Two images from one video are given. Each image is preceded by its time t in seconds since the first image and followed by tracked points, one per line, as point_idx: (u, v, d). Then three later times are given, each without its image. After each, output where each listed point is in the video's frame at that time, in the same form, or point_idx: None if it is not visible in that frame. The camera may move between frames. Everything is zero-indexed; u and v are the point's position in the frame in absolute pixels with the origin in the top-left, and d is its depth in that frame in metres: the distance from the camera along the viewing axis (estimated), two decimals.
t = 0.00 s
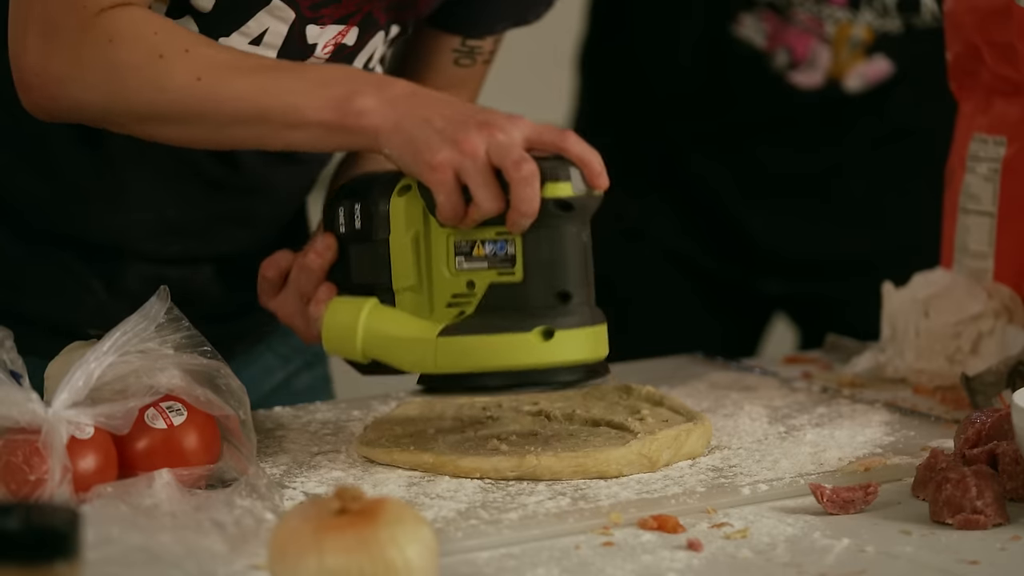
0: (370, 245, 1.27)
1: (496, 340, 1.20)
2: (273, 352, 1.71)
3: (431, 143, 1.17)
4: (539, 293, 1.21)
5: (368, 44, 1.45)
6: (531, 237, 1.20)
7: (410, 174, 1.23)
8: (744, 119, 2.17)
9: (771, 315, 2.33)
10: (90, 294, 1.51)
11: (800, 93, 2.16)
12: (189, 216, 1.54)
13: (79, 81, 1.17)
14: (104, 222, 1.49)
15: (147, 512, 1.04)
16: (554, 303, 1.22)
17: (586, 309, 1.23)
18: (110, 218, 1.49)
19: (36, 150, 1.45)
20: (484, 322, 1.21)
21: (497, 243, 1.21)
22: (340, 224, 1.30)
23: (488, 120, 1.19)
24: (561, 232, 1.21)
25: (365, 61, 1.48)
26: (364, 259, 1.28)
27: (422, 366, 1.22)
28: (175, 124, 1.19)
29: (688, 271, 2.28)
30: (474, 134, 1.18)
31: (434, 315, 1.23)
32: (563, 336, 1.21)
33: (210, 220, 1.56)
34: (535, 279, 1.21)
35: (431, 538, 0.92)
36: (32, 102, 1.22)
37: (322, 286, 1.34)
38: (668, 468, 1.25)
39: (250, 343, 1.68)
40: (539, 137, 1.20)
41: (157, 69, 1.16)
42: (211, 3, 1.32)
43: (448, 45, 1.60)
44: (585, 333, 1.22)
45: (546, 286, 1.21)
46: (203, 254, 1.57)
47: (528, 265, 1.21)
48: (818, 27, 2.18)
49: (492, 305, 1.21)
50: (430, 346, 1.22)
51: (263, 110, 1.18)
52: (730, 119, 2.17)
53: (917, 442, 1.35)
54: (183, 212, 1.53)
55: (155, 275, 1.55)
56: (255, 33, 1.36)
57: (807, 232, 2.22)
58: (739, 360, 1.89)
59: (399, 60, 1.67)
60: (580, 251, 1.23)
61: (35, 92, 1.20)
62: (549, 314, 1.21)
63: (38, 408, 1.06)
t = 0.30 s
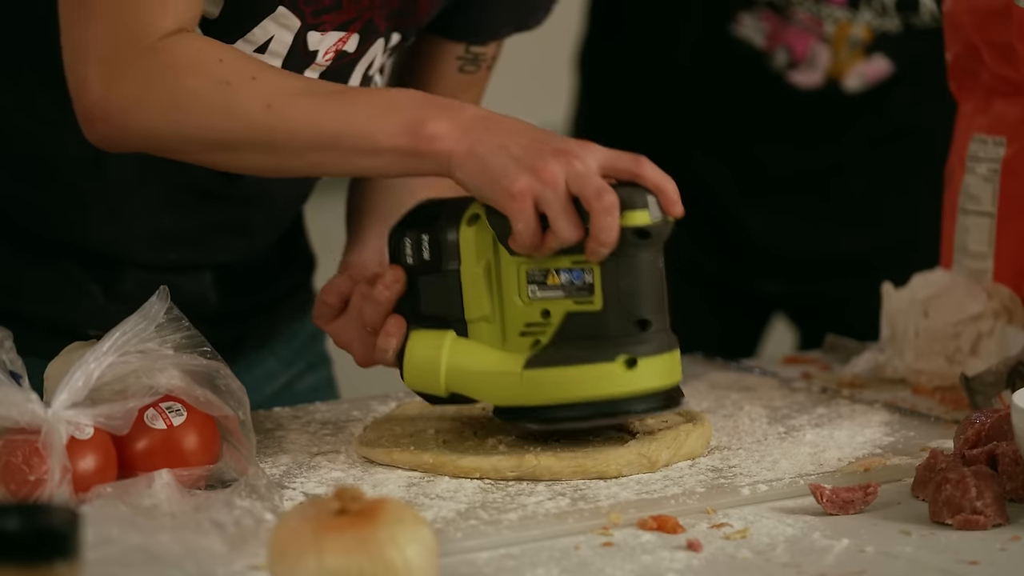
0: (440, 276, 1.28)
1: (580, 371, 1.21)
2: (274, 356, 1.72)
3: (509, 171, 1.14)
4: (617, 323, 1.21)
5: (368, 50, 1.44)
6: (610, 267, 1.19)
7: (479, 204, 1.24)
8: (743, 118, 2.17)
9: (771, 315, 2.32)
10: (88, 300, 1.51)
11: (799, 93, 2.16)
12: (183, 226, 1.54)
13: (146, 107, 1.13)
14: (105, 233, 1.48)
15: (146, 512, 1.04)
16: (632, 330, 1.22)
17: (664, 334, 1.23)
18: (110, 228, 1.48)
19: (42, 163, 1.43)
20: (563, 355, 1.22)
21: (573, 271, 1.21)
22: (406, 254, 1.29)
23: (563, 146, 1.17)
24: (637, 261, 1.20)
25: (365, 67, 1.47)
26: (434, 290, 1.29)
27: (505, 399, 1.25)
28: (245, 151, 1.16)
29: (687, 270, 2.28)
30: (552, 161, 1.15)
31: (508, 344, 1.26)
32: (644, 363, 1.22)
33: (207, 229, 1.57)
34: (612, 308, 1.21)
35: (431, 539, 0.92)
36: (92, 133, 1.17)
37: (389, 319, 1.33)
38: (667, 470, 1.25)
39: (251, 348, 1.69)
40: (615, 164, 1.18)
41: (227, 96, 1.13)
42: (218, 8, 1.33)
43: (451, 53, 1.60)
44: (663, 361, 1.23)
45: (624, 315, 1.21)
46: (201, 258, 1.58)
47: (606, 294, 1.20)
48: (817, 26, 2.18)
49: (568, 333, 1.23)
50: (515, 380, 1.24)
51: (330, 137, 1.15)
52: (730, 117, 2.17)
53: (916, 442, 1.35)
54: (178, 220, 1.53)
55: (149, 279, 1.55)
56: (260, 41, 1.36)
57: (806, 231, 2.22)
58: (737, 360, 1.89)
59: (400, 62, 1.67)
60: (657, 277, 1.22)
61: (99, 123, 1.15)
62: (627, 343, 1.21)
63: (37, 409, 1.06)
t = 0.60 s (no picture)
0: (460, 298, 1.26)
1: (600, 398, 1.22)
2: (283, 356, 1.74)
3: (534, 201, 1.15)
4: (638, 349, 1.21)
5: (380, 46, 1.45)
6: (632, 295, 1.20)
7: (500, 227, 1.24)
8: (742, 119, 2.18)
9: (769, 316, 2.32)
10: (109, 305, 1.51)
11: (800, 94, 2.16)
12: (200, 230, 1.55)
13: (171, 104, 1.13)
14: (122, 237, 1.48)
15: (146, 514, 1.04)
16: (653, 357, 1.22)
17: (683, 361, 1.24)
18: (128, 232, 1.48)
19: (58, 161, 1.43)
20: (583, 379, 1.22)
21: (595, 297, 1.21)
22: (426, 275, 1.28)
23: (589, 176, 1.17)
24: (658, 289, 1.20)
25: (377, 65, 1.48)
26: (453, 312, 1.27)
27: (525, 422, 1.25)
28: (267, 157, 1.16)
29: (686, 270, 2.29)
30: (578, 191, 1.15)
31: (526, 367, 1.26)
32: (663, 392, 1.23)
33: (224, 232, 1.57)
34: (634, 334, 1.21)
35: (431, 540, 0.93)
36: (116, 124, 1.17)
37: (408, 339, 1.31)
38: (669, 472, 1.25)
39: (261, 348, 1.71)
40: (639, 193, 1.18)
41: (256, 100, 1.13)
42: (240, 12, 1.31)
43: (457, 49, 1.60)
44: (681, 387, 1.24)
45: (644, 341, 1.21)
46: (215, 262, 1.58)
47: (628, 320, 1.21)
48: (816, 28, 2.17)
49: (587, 359, 1.23)
50: (535, 405, 1.24)
51: (353, 154, 1.15)
52: (730, 118, 2.18)
53: (916, 444, 1.35)
54: (197, 224, 1.54)
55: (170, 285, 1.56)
56: (283, 42, 1.35)
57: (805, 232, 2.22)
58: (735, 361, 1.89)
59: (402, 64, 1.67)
60: (677, 305, 1.22)
61: (124, 114, 1.15)
62: (648, 369, 1.22)
63: (37, 410, 1.06)
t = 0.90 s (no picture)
0: (468, 300, 1.26)
1: (607, 404, 1.22)
2: (291, 356, 1.74)
3: (542, 208, 1.16)
4: (644, 356, 1.21)
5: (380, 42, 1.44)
6: (639, 302, 1.20)
7: (508, 230, 1.23)
8: (742, 121, 2.18)
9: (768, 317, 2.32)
10: (114, 306, 1.51)
11: (799, 96, 2.17)
12: (208, 233, 1.55)
13: (181, 109, 1.12)
14: (133, 243, 1.49)
15: (146, 515, 1.04)
16: (659, 365, 1.22)
17: (688, 369, 1.24)
18: (138, 239, 1.49)
19: (68, 169, 1.43)
20: (590, 385, 1.22)
21: (602, 302, 1.21)
22: (434, 276, 1.27)
23: (598, 184, 1.18)
24: (666, 296, 1.20)
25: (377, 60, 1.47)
26: (460, 313, 1.27)
27: (531, 427, 1.25)
28: (269, 158, 1.16)
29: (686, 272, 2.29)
30: (585, 197, 1.16)
31: (532, 371, 1.26)
32: (669, 399, 1.23)
33: (232, 236, 1.57)
34: (641, 340, 1.21)
35: (430, 541, 0.93)
36: (125, 128, 1.15)
37: (415, 341, 1.31)
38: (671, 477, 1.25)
39: (270, 348, 1.71)
40: (648, 201, 1.19)
41: (268, 105, 1.13)
42: (245, 16, 1.32)
43: (458, 40, 1.60)
44: (687, 396, 1.24)
45: (651, 348, 1.21)
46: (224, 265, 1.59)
47: (635, 326, 1.21)
48: (816, 29, 2.17)
49: (594, 364, 1.23)
50: (542, 410, 1.24)
51: (362, 158, 1.15)
52: (730, 119, 2.18)
53: (916, 445, 1.35)
54: (208, 229, 1.54)
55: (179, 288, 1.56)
56: (288, 43, 1.35)
57: (804, 234, 2.22)
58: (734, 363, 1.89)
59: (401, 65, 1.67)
60: (684, 312, 1.22)
61: (134, 117, 1.13)
62: (654, 377, 1.22)
63: (37, 412, 1.06)
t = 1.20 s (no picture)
0: (469, 305, 1.26)
1: (612, 406, 1.22)
2: (288, 358, 1.75)
3: (546, 208, 1.16)
4: (649, 358, 1.22)
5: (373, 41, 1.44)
6: (643, 304, 1.20)
7: (510, 233, 1.24)
8: (741, 121, 2.18)
9: (768, 318, 2.32)
10: (112, 308, 1.51)
11: (798, 97, 2.17)
12: (202, 232, 1.54)
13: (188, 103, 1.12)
14: (125, 240, 1.48)
15: (145, 516, 1.04)
16: (664, 366, 1.23)
17: (692, 370, 1.25)
18: (131, 236, 1.48)
19: (60, 166, 1.43)
20: (595, 387, 1.23)
21: (606, 305, 1.21)
22: (434, 281, 1.28)
23: (601, 185, 1.17)
24: (670, 297, 1.20)
25: (369, 59, 1.47)
26: (462, 319, 1.27)
27: (535, 430, 1.25)
28: (268, 159, 1.16)
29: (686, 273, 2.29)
30: (590, 199, 1.16)
31: (535, 374, 1.26)
32: (675, 399, 1.23)
33: (228, 235, 1.57)
34: (645, 342, 1.21)
35: (430, 543, 0.93)
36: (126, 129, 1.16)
37: (418, 347, 1.31)
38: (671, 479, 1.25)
39: (267, 350, 1.71)
40: (651, 203, 1.18)
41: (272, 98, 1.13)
42: (240, 12, 1.31)
43: (449, 43, 1.60)
44: (691, 396, 1.25)
45: (655, 349, 1.22)
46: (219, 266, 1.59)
47: (640, 327, 1.21)
48: (817, 31, 2.18)
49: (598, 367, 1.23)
50: (547, 413, 1.24)
51: (369, 156, 1.15)
52: (729, 120, 2.19)
53: (915, 446, 1.35)
54: (202, 228, 1.54)
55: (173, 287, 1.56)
56: (281, 39, 1.35)
57: (803, 235, 2.22)
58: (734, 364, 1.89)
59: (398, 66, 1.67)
60: (688, 313, 1.22)
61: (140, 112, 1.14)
62: (659, 378, 1.23)
63: (35, 412, 1.06)
